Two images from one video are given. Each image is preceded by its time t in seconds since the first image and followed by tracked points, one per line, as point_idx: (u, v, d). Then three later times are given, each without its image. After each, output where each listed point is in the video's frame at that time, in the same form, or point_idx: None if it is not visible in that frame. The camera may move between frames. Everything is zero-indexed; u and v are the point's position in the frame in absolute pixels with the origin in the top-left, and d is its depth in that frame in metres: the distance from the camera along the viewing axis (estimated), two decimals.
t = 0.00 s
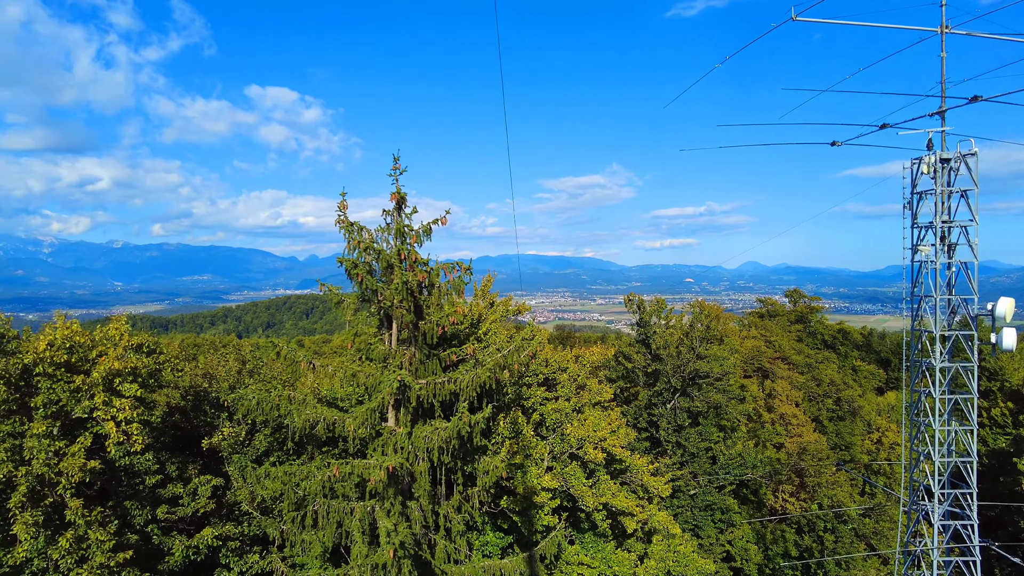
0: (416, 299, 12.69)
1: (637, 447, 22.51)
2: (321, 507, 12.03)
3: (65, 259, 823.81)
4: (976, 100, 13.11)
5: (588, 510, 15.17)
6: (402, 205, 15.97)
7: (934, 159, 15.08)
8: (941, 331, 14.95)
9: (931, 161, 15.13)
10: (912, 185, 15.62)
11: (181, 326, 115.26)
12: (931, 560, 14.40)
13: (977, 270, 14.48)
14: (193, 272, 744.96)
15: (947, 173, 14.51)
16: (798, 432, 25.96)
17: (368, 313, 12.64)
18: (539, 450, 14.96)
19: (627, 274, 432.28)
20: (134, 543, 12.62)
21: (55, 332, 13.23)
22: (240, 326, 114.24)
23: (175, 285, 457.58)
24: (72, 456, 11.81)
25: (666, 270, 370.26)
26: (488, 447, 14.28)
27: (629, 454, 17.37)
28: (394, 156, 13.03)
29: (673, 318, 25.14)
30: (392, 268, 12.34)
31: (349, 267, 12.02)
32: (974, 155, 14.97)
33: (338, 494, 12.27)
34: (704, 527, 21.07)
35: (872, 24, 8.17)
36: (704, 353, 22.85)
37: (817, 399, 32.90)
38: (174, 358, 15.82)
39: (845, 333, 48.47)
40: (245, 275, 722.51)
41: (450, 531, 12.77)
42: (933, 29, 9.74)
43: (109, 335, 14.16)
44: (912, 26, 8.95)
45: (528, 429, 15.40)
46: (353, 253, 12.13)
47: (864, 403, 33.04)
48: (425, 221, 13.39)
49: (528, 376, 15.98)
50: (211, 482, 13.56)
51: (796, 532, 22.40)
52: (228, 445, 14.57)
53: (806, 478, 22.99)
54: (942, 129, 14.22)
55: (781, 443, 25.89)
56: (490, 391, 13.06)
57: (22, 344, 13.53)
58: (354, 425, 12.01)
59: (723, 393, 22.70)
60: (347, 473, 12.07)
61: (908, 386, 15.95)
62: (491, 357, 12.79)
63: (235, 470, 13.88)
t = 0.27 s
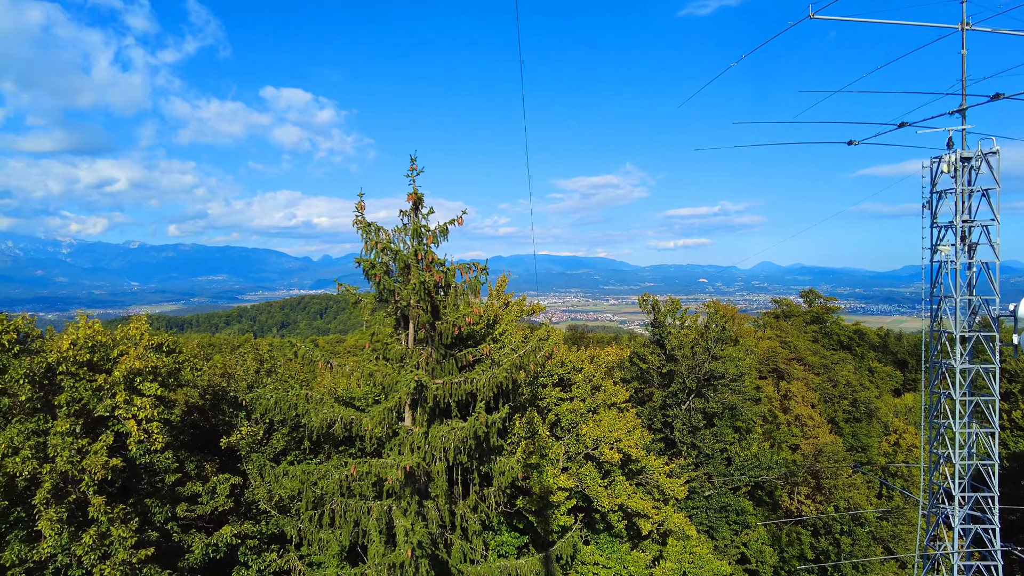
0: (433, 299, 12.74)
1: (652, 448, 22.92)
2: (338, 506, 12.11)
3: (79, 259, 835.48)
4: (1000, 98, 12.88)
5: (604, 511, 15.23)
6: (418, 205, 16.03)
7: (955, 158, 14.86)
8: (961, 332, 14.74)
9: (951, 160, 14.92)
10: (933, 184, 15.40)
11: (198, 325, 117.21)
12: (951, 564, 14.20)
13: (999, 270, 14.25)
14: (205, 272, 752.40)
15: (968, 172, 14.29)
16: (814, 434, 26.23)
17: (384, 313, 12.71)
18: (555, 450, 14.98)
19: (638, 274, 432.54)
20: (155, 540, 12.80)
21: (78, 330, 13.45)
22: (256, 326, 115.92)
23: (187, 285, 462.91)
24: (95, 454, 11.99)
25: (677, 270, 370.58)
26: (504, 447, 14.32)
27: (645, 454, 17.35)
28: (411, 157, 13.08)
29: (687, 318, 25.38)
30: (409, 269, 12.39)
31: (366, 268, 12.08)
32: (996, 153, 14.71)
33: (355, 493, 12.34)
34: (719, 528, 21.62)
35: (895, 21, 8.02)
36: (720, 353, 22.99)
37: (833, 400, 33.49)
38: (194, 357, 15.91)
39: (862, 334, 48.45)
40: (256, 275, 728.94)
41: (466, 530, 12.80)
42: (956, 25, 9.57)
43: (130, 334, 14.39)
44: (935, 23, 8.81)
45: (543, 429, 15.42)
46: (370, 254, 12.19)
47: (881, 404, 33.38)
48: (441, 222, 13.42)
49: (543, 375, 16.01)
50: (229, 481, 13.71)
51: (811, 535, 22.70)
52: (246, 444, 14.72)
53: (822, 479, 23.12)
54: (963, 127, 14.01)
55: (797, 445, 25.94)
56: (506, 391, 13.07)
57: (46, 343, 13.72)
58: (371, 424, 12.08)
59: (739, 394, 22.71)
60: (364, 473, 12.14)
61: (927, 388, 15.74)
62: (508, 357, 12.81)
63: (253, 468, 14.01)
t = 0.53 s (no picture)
0: (449, 299, 12.79)
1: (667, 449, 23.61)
2: (355, 505, 12.18)
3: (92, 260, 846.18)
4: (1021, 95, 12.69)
5: (619, 511, 15.36)
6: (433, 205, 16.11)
7: (974, 156, 14.68)
8: (981, 332, 14.55)
9: (971, 158, 14.75)
10: (951, 183, 15.24)
11: (214, 325, 119.16)
12: (970, 568, 14.01)
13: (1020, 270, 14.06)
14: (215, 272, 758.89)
15: (988, 170, 14.11)
16: (829, 435, 26.57)
17: (401, 313, 12.77)
18: (570, 450, 15.10)
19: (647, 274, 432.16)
20: (176, 538, 12.96)
21: (100, 330, 13.67)
22: (271, 326, 117.64)
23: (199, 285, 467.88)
24: (116, 452, 12.18)
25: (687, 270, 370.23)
26: (519, 446, 14.37)
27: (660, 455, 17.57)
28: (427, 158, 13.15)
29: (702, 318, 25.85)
30: (426, 269, 12.44)
31: (383, 268, 12.13)
32: (1017, 151, 14.50)
33: (372, 492, 12.39)
34: (733, 529, 21.88)
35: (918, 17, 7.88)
36: (734, 355, 23.43)
37: (848, 401, 34.10)
38: (212, 357, 16.08)
39: (878, 334, 48.55)
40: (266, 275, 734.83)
41: (482, 530, 12.82)
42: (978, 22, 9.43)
43: (150, 334, 14.60)
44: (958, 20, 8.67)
45: (559, 429, 15.83)
46: (387, 254, 12.25)
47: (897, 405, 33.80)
48: (457, 222, 13.47)
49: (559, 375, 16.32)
50: (247, 479, 13.86)
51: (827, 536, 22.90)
52: (263, 444, 14.86)
53: (838, 480, 23.45)
54: (983, 124, 13.83)
55: (811, 446, 26.28)
56: (522, 391, 13.09)
57: (69, 342, 13.92)
58: (388, 423, 12.13)
59: (753, 395, 23.29)
60: (381, 472, 12.19)
61: (946, 389, 15.55)
62: (524, 357, 12.82)
63: (271, 467, 14.15)
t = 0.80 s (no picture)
0: (465, 299, 12.82)
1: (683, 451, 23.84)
2: (372, 504, 12.25)
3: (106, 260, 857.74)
4: None
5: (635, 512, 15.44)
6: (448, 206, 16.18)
7: (996, 155, 14.46)
8: (1003, 333, 14.33)
9: (992, 157, 14.49)
10: (972, 182, 15.02)
11: (230, 325, 120.89)
12: (992, 572, 13.81)
13: None
14: (226, 272, 765.80)
15: (1010, 169, 13.89)
16: (845, 436, 26.72)
17: (417, 313, 12.82)
18: (586, 451, 15.22)
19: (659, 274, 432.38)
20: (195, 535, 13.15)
21: (121, 330, 14.03)
22: (285, 326, 119.19)
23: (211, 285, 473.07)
24: (138, 451, 12.34)
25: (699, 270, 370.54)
26: (535, 447, 14.43)
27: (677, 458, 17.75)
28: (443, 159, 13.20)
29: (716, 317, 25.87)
30: (442, 270, 12.49)
31: (400, 268, 12.21)
32: None
33: (389, 492, 12.45)
34: (749, 531, 22.11)
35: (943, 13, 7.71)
36: (750, 356, 23.48)
37: (865, 403, 34.41)
38: (231, 356, 16.24)
39: (895, 335, 48.38)
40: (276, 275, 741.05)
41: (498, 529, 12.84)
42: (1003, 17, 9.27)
43: (171, 334, 14.82)
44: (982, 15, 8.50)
45: (575, 430, 15.99)
46: (403, 254, 12.32)
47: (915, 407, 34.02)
48: (472, 222, 13.50)
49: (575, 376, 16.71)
50: (265, 478, 14.01)
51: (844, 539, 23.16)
52: (280, 443, 15.00)
53: (855, 482, 23.75)
54: (1005, 123, 13.61)
55: (827, 447, 26.51)
56: (538, 391, 13.09)
57: (91, 342, 14.15)
58: (404, 423, 12.19)
59: (769, 396, 23.38)
60: (399, 471, 12.25)
61: (966, 391, 15.34)
62: (540, 357, 12.82)
63: (288, 466, 14.29)
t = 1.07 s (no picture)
0: (482, 299, 12.85)
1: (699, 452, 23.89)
2: (389, 503, 12.30)
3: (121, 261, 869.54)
4: None
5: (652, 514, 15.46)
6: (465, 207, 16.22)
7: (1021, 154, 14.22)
8: None
9: (1016, 156, 14.24)
10: (996, 181, 14.80)
11: (246, 325, 122.68)
12: None
13: None
14: (238, 272, 773.22)
15: None
16: (863, 439, 26.71)
17: (433, 314, 12.89)
18: (604, 452, 15.45)
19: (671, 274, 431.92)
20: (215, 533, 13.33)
21: (143, 330, 14.24)
22: (301, 326, 120.73)
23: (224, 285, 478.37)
24: (159, 449, 12.50)
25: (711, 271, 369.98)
26: (552, 448, 14.48)
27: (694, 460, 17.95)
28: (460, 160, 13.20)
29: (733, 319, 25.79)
30: (459, 270, 12.53)
31: (417, 268, 12.28)
32: None
33: (406, 491, 12.51)
34: (765, 533, 22.06)
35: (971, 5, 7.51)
36: (768, 357, 23.42)
37: (883, 405, 34.62)
38: (249, 356, 16.39)
39: (914, 337, 48.00)
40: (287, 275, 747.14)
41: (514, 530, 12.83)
42: None
43: (191, 334, 15.07)
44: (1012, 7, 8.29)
45: (592, 431, 16.14)
46: (421, 255, 12.39)
47: (934, 409, 34.03)
48: (489, 223, 13.50)
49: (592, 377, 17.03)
50: (283, 477, 14.13)
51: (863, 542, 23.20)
52: (298, 442, 15.14)
53: (874, 486, 24.01)
54: None
55: (845, 450, 26.57)
56: (554, 391, 13.09)
57: (113, 342, 14.37)
58: (422, 423, 12.24)
59: (787, 397, 23.34)
60: (416, 470, 12.31)
61: (989, 393, 15.10)
62: (557, 358, 12.82)
63: (306, 465, 14.41)
